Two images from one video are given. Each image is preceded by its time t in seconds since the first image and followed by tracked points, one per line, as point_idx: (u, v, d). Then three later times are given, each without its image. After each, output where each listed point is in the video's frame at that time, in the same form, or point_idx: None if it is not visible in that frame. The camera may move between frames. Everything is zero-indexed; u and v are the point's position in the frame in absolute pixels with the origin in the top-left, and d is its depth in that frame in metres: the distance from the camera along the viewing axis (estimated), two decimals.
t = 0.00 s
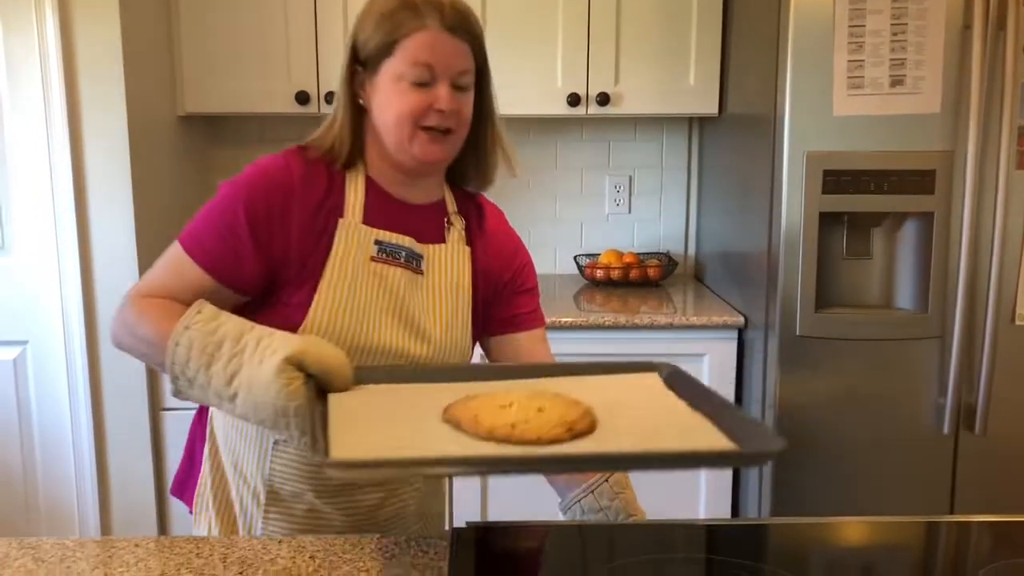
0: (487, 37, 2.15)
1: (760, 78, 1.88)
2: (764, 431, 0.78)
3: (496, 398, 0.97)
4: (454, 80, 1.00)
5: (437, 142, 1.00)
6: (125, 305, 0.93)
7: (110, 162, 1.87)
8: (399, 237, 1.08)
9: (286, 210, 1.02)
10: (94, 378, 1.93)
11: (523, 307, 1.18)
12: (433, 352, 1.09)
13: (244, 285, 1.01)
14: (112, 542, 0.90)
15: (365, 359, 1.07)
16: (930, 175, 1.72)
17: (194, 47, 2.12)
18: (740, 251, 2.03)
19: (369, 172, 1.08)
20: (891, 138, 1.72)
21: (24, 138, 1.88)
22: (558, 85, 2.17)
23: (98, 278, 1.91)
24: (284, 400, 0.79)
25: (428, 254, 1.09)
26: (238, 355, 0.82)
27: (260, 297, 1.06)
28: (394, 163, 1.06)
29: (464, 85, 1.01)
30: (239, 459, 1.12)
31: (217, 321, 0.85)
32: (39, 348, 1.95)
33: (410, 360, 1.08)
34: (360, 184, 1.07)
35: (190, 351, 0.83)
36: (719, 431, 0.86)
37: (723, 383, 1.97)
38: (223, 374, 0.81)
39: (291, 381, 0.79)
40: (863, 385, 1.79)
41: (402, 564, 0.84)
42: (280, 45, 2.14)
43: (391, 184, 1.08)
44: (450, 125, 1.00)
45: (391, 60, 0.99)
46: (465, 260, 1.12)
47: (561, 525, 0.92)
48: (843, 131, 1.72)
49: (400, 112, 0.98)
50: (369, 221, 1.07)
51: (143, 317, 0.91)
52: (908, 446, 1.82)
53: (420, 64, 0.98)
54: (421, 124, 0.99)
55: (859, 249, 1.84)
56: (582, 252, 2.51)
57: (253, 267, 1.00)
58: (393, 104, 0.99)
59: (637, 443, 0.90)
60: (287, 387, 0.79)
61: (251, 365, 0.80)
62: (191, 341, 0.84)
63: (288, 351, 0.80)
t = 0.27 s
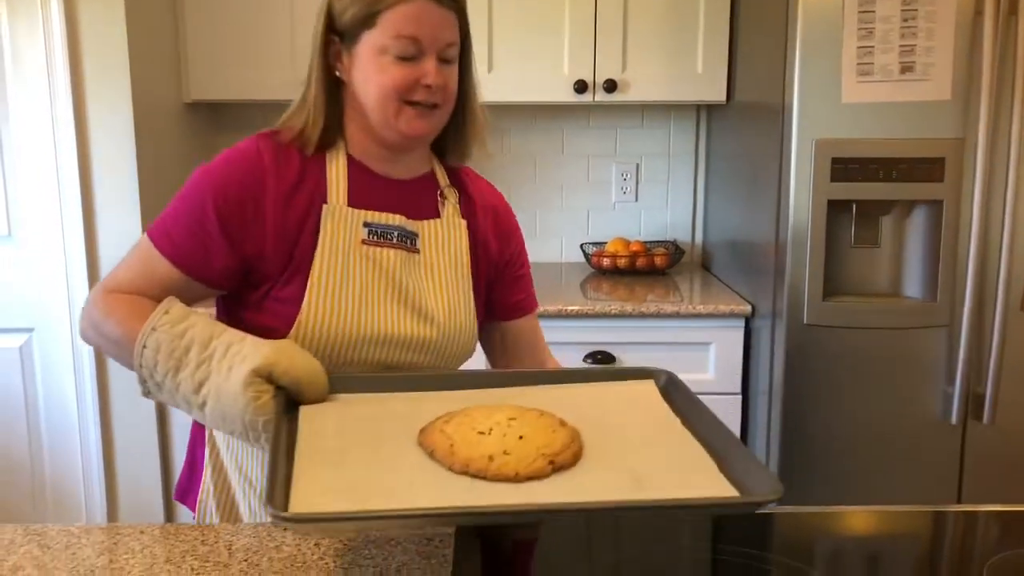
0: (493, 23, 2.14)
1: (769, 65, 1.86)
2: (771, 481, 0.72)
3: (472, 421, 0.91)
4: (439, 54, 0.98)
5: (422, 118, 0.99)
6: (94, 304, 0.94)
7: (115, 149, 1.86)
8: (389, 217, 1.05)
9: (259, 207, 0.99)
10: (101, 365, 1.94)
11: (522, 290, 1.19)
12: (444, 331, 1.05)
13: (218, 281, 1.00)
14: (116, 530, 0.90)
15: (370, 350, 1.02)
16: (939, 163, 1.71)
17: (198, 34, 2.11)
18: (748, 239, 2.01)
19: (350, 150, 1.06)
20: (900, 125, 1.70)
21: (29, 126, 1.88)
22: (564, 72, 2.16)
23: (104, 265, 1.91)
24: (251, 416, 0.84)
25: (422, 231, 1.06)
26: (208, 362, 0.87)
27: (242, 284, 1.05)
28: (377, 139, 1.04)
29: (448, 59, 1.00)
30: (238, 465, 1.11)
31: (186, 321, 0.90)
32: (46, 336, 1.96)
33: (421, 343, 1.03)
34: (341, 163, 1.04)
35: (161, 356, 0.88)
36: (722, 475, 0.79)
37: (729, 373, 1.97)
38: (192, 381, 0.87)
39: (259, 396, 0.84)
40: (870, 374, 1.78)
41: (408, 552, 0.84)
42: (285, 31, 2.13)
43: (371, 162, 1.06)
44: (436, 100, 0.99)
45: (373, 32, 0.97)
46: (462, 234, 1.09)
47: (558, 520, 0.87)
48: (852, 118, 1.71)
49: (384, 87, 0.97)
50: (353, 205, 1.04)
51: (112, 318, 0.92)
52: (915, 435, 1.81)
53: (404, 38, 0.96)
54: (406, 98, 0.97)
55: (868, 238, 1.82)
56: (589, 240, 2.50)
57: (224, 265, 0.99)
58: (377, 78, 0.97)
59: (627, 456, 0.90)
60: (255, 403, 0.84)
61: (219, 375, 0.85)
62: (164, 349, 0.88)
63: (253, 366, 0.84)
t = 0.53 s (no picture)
0: (498, 7, 2.12)
1: (776, 49, 1.84)
2: (795, 482, 0.73)
3: (484, 424, 0.92)
4: (433, 29, 0.96)
5: (415, 94, 0.98)
6: (87, 308, 0.94)
7: (118, 135, 1.86)
8: (393, 190, 1.04)
9: (247, 196, 0.98)
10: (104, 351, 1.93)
11: (564, 217, 1.17)
12: (461, 299, 1.04)
13: (214, 276, 0.99)
14: (119, 516, 0.89)
15: (389, 327, 1.02)
16: (947, 148, 1.69)
17: (200, 18, 2.10)
18: (753, 225, 2.00)
19: (342, 125, 1.04)
20: (908, 111, 1.69)
21: (32, 112, 1.87)
22: (569, 56, 2.14)
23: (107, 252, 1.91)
24: (259, 419, 0.85)
25: (427, 198, 1.05)
26: (210, 362, 0.87)
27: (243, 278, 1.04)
28: (366, 114, 1.02)
29: (442, 32, 0.98)
30: (253, 469, 1.09)
31: (185, 321, 0.89)
32: (50, 322, 1.96)
33: (439, 313, 1.03)
34: (335, 137, 1.04)
35: (160, 360, 0.88)
36: (747, 477, 0.80)
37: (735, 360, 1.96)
38: (194, 385, 0.87)
39: (265, 399, 0.85)
40: (876, 361, 1.77)
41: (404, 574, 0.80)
42: (288, 16, 2.11)
43: (361, 135, 1.04)
44: (429, 77, 0.97)
45: (364, 5, 0.94)
46: (470, 197, 1.08)
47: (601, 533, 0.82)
48: (859, 103, 1.69)
49: (376, 65, 0.95)
50: (350, 183, 1.03)
51: (107, 320, 0.92)
52: (921, 423, 1.80)
53: (396, 13, 0.94)
54: (398, 76, 0.96)
55: (875, 224, 1.80)
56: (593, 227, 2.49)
57: (216, 259, 0.97)
58: (368, 55, 0.95)
59: (637, 451, 0.90)
60: (262, 406, 0.85)
61: (222, 377, 0.86)
62: (162, 350, 0.88)
63: (258, 368, 0.84)
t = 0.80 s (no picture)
0: None
1: (777, 27, 1.82)
2: (821, 516, 0.68)
3: (495, 429, 0.86)
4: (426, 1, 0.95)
5: (408, 69, 0.96)
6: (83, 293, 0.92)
7: (111, 114, 1.84)
8: (394, 167, 1.02)
9: (241, 178, 0.96)
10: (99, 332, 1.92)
11: (586, 179, 1.12)
12: (468, 281, 1.02)
13: (210, 259, 0.97)
14: (109, 498, 0.88)
15: (394, 310, 0.99)
16: (950, 128, 1.67)
17: None
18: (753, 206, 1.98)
19: (339, 103, 1.03)
20: (910, 90, 1.66)
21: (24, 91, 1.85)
22: (567, 35, 2.11)
23: (101, 233, 1.90)
24: (267, 411, 0.84)
25: (431, 174, 1.03)
26: (217, 352, 0.87)
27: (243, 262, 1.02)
28: (362, 91, 1.00)
29: (435, 6, 0.96)
30: (264, 458, 1.07)
31: (187, 306, 0.88)
32: (44, 303, 1.95)
33: (445, 296, 1.01)
34: (331, 116, 1.01)
35: (165, 349, 0.87)
36: (778, 505, 0.74)
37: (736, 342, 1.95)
38: (204, 373, 0.87)
39: (273, 393, 0.84)
40: (876, 343, 1.76)
41: None
42: None
43: (360, 113, 1.03)
44: (422, 51, 0.95)
45: None
46: (477, 174, 1.06)
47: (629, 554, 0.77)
48: (861, 82, 1.67)
49: (367, 38, 0.94)
50: (349, 162, 1.01)
51: (102, 306, 0.90)
52: (921, 404, 1.79)
53: None
54: (390, 50, 0.94)
55: (875, 204, 1.78)
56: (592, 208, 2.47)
57: (212, 241, 0.96)
58: (360, 28, 0.94)
59: (643, 434, 0.87)
60: (270, 399, 0.84)
61: (231, 367, 0.86)
62: (165, 339, 0.87)
63: (266, 362, 0.83)
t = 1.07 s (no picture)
0: None
1: None
2: (822, 510, 0.66)
3: (488, 401, 0.81)
4: None
5: (395, 27, 0.92)
6: (55, 257, 0.89)
7: (91, 77, 1.80)
8: (379, 130, 0.98)
9: (220, 138, 0.93)
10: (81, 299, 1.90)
11: (585, 125, 1.07)
12: (460, 249, 0.98)
13: (188, 223, 0.95)
14: (82, 467, 0.87)
15: (383, 278, 0.96)
16: (946, 93, 1.64)
17: None
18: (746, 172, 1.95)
19: (325, 62, 0.99)
20: (906, 54, 1.63)
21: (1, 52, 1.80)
22: None
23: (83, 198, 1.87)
24: (256, 377, 0.82)
25: (420, 139, 1.00)
26: (202, 316, 0.85)
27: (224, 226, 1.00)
28: (348, 50, 0.97)
29: None
30: (249, 424, 1.05)
31: (165, 270, 0.85)
32: (26, 269, 1.92)
33: (437, 263, 0.97)
34: (314, 74, 0.98)
35: (147, 314, 0.85)
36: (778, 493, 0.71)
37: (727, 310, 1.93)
38: (190, 337, 0.85)
39: (262, 359, 0.82)
40: (867, 311, 1.75)
41: None
42: None
43: (346, 72, 0.99)
44: (410, 8, 0.92)
45: None
46: (469, 135, 1.01)
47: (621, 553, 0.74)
48: (857, 45, 1.63)
49: None
50: (334, 123, 0.98)
51: (74, 270, 0.88)
52: (911, 373, 1.78)
53: None
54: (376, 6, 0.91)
55: (869, 169, 1.76)
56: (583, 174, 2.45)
57: (190, 203, 0.93)
58: None
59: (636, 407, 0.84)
60: (258, 366, 0.82)
61: (217, 333, 0.84)
62: (147, 303, 0.84)
63: (251, 332, 0.80)
